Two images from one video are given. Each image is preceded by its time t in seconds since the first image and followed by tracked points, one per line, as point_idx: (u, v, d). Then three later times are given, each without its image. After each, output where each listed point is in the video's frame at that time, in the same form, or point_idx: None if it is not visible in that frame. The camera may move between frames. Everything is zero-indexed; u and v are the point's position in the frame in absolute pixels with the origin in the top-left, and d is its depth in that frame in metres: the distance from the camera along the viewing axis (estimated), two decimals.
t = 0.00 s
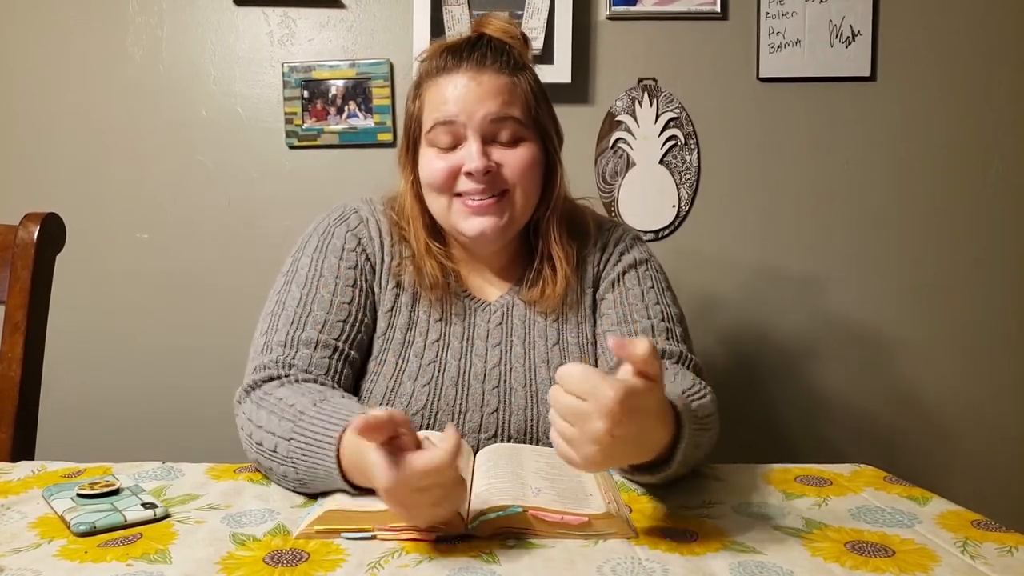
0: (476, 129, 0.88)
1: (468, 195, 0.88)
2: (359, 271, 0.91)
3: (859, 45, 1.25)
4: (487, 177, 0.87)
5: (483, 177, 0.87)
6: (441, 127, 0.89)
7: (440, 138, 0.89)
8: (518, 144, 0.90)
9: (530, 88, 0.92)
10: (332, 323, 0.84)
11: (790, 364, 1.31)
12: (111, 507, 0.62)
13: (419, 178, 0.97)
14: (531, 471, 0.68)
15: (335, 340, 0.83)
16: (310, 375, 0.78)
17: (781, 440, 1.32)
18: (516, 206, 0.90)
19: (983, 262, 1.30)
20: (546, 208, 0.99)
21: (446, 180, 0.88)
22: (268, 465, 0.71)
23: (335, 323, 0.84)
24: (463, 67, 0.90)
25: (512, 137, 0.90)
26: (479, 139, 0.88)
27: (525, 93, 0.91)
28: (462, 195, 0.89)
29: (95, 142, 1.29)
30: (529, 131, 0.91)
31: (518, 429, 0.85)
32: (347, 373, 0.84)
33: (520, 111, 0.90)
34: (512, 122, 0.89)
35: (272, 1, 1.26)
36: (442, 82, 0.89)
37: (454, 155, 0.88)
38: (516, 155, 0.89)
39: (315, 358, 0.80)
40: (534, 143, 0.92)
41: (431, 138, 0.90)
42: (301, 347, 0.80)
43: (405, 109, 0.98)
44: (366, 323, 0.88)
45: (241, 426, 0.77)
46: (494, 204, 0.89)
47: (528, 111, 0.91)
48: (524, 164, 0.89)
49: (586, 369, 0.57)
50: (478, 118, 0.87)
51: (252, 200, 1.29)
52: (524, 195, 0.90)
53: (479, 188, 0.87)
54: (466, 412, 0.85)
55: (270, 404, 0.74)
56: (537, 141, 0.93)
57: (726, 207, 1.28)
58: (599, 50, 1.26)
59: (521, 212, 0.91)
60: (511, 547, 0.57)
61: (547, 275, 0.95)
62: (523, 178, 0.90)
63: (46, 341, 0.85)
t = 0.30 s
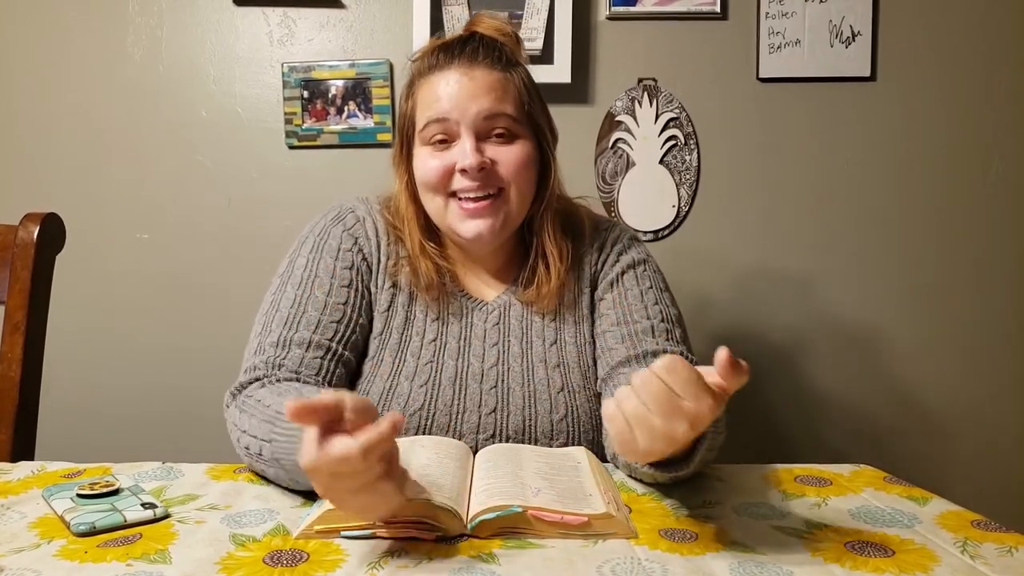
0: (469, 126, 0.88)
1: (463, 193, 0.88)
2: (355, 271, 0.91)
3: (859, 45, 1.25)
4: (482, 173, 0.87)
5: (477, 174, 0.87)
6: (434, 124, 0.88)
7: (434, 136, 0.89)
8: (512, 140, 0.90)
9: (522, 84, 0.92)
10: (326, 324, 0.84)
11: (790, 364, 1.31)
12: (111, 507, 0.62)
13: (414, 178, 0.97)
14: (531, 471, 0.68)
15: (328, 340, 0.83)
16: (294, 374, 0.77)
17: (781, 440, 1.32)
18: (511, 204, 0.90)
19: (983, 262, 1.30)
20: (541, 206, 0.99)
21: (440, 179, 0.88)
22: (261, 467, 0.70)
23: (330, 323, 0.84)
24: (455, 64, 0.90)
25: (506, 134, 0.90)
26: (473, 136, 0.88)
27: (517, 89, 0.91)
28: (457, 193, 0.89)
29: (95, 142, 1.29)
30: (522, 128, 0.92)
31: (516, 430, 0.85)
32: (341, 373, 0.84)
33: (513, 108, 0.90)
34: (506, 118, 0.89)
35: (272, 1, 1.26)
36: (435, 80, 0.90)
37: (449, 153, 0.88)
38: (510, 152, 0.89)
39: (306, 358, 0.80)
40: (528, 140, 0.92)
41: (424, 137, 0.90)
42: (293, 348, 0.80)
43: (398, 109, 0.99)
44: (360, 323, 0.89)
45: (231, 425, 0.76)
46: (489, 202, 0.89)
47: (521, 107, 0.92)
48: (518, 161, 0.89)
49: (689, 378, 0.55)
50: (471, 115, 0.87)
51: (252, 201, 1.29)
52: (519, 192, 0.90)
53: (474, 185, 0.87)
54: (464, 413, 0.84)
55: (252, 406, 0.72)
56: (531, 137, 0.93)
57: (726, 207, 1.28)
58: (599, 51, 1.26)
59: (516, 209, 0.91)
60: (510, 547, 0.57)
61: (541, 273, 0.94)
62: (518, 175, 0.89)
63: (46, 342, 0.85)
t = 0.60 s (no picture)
0: (474, 124, 0.88)
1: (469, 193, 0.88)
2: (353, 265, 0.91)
3: (859, 45, 1.25)
4: (487, 172, 0.87)
5: (482, 173, 0.86)
6: (440, 123, 0.88)
7: (439, 135, 0.89)
8: (517, 139, 0.90)
9: (526, 82, 0.92)
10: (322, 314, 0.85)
11: (790, 364, 1.31)
12: (112, 507, 0.62)
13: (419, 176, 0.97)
14: (532, 470, 0.68)
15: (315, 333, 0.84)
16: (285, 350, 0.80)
17: (781, 440, 1.32)
18: (516, 202, 0.90)
19: (983, 263, 1.30)
20: (546, 202, 0.99)
21: (446, 178, 0.88)
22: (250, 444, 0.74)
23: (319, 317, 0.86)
24: (460, 63, 0.90)
25: (511, 132, 0.90)
26: (479, 135, 0.88)
27: (521, 87, 0.91)
28: (463, 191, 0.89)
29: (95, 142, 1.29)
30: (527, 126, 0.91)
31: (518, 426, 0.85)
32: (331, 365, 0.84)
33: (518, 106, 0.90)
34: (511, 116, 0.89)
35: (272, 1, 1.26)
36: (440, 79, 0.90)
37: (454, 151, 0.88)
38: (515, 151, 0.89)
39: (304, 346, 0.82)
40: (532, 139, 0.92)
41: (430, 136, 0.90)
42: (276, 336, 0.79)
43: (402, 109, 0.99)
44: (354, 318, 0.89)
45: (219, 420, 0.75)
46: (494, 201, 0.88)
47: (526, 106, 0.92)
48: (523, 160, 0.89)
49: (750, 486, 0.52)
50: (476, 113, 0.87)
51: (252, 201, 1.29)
52: (523, 191, 0.90)
53: (479, 183, 0.87)
54: (466, 408, 0.85)
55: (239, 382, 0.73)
56: (535, 135, 0.93)
57: (726, 207, 1.28)
58: (600, 50, 1.26)
59: (520, 207, 0.91)
60: (510, 546, 0.57)
61: (547, 268, 0.94)
62: (522, 174, 0.89)
63: (46, 342, 0.85)
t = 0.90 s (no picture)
0: (474, 126, 0.87)
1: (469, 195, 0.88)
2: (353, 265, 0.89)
3: (859, 45, 1.25)
4: (487, 174, 0.87)
5: (482, 175, 0.86)
6: (440, 125, 0.88)
7: (439, 136, 0.89)
8: (517, 140, 0.90)
9: (526, 82, 0.92)
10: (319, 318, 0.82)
11: (790, 364, 1.31)
12: (111, 506, 0.62)
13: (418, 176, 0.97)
14: (532, 470, 0.68)
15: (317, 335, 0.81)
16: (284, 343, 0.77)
17: (781, 440, 1.32)
18: (515, 204, 0.90)
19: (983, 262, 1.30)
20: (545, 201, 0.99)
21: (446, 179, 0.88)
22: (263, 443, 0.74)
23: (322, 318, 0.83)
24: (460, 62, 0.90)
25: (512, 133, 0.90)
26: (479, 136, 0.87)
27: (521, 87, 0.91)
28: (463, 194, 0.88)
29: (95, 141, 1.29)
30: (527, 127, 0.91)
31: (518, 425, 0.85)
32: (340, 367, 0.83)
33: (519, 107, 0.90)
34: (511, 117, 0.89)
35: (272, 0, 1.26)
36: (439, 78, 0.89)
37: (454, 153, 0.88)
38: (515, 152, 0.89)
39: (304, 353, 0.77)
40: (532, 139, 0.92)
41: (429, 137, 0.90)
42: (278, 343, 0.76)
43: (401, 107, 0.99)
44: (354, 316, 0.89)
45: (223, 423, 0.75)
46: (494, 204, 0.88)
47: (526, 106, 0.91)
48: (523, 161, 0.89)
49: (740, 468, 0.54)
50: (476, 115, 0.87)
51: (252, 200, 1.29)
52: (523, 192, 0.90)
53: (479, 186, 0.87)
54: (465, 408, 0.85)
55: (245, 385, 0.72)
56: (535, 136, 0.93)
57: (726, 206, 1.28)
58: (599, 50, 1.25)
59: (519, 208, 0.91)
60: (510, 546, 0.57)
61: (546, 269, 0.94)
62: (522, 176, 0.89)
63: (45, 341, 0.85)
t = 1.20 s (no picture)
0: (472, 127, 0.87)
1: (466, 196, 0.88)
2: (358, 265, 0.90)
3: (859, 44, 1.25)
4: (485, 175, 0.87)
5: (481, 176, 0.86)
6: (437, 126, 0.88)
7: (436, 138, 0.89)
8: (514, 141, 0.90)
9: (522, 83, 0.93)
10: (334, 321, 0.83)
11: (790, 364, 1.31)
12: (111, 506, 0.62)
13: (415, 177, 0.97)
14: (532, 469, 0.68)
15: (337, 338, 0.83)
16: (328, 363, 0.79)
17: (781, 440, 1.32)
18: (513, 204, 0.90)
19: (983, 262, 1.30)
20: (542, 201, 0.99)
21: (443, 181, 0.88)
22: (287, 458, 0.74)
23: (336, 320, 0.84)
24: (456, 64, 0.90)
25: (509, 135, 0.90)
26: (476, 137, 0.87)
27: (517, 88, 0.91)
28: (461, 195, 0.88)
29: (95, 141, 1.29)
30: (524, 128, 0.91)
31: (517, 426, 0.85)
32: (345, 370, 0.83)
33: (515, 109, 0.90)
34: (508, 119, 0.89)
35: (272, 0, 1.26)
36: (436, 80, 0.89)
37: (452, 154, 0.88)
38: (512, 153, 0.89)
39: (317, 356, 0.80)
40: (529, 140, 0.92)
41: (426, 138, 0.90)
42: (304, 346, 0.80)
43: (397, 108, 0.99)
44: (366, 321, 0.89)
45: (249, 429, 0.77)
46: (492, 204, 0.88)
47: (522, 107, 0.91)
48: (521, 161, 0.89)
49: (742, 481, 0.54)
50: (473, 116, 0.87)
51: (252, 200, 1.29)
52: (520, 193, 0.90)
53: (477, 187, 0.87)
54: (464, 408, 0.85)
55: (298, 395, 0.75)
56: (531, 137, 0.93)
57: (726, 206, 1.28)
58: (599, 49, 1.25)
59: (517, 209, 0.91)
60: (510, 545, 0.57)
61: (543, 269, 0.95)
62: (519, 176, 0.89)
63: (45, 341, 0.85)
